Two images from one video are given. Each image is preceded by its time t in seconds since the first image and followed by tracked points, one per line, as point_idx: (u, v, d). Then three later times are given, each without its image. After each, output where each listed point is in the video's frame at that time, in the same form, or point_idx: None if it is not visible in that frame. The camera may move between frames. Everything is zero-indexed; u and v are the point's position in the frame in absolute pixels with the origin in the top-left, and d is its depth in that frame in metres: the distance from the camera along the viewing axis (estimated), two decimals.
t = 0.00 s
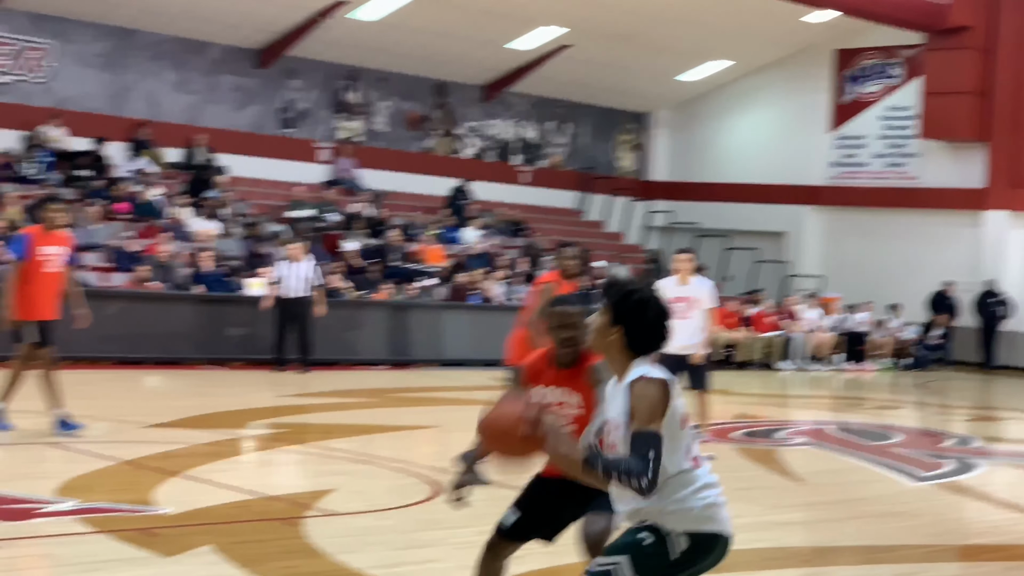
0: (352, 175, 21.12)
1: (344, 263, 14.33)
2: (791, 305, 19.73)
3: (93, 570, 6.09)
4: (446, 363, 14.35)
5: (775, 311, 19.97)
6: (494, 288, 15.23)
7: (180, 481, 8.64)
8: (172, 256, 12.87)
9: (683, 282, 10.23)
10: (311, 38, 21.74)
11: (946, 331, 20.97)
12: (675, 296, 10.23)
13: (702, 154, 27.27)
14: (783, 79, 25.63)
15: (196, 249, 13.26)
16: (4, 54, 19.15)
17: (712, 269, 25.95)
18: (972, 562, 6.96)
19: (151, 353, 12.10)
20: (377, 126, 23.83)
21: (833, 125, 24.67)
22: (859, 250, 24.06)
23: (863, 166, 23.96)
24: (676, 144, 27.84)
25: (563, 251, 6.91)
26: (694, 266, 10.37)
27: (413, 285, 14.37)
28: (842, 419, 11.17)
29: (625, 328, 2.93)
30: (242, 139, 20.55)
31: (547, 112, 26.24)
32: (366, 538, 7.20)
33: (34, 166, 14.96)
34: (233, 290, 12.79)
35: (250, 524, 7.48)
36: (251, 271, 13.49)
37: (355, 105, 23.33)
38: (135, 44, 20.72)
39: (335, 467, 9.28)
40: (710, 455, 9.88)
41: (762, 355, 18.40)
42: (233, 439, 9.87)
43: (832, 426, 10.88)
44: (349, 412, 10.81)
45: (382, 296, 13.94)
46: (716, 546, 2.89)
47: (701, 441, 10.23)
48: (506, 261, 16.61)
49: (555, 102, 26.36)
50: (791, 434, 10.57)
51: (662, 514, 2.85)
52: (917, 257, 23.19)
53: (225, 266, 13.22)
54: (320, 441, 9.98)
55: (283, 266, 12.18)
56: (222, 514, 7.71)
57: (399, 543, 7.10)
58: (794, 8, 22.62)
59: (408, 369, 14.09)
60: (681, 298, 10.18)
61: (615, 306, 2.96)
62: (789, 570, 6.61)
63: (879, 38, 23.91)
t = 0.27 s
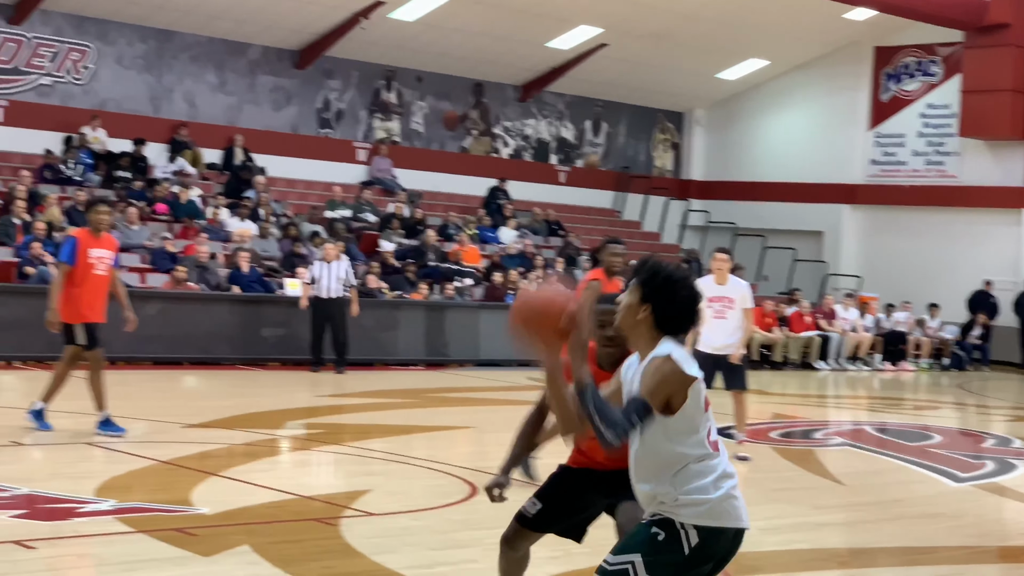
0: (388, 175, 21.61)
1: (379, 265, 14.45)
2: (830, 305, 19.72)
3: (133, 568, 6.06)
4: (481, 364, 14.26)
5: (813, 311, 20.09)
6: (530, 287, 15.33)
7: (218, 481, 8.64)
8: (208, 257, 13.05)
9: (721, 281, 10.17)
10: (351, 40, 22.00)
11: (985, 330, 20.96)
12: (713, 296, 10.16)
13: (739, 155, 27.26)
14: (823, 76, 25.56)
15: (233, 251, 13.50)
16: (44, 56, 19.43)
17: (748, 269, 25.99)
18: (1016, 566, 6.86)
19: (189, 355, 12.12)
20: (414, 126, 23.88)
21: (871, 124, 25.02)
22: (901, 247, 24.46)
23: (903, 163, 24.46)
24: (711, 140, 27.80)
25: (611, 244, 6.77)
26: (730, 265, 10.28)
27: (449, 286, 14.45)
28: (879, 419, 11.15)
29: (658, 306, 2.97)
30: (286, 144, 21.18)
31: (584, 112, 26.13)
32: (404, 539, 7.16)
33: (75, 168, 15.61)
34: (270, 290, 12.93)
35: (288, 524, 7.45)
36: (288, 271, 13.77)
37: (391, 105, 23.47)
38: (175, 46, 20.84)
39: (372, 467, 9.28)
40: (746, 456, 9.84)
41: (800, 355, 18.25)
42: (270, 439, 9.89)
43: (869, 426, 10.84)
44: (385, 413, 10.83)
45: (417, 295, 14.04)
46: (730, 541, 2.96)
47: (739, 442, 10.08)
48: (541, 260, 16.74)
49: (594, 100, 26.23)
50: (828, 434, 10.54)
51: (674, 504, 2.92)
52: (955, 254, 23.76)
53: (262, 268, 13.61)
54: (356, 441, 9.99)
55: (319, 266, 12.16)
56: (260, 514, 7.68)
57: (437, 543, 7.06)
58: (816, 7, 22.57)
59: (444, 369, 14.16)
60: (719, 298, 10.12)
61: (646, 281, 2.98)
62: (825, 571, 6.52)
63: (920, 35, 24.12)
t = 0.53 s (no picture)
0: (421, 175, 21.78)
1: (413, 264, 15.03)
2: (864, 303, 19.97)
3: (169, 567, 5.90)
4: (514, 362, 14.77)
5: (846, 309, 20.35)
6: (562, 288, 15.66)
7: (251, 479, 8.56)
8: (242, 256, 13.41)
9: (756, 280, 10.14)
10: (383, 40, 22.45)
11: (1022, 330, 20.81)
12: (746, 295, 10.16)
13: (773, 151, 27.83)
14: (858, 74, 26.01)
15: (266, 252, 13.87)
16: (77, 56, 19.89)
17: (782, 267, 26.29)
18: None
19: (221, 353, 12.39)
20: (446, 126, 24.17)
21: (906, 122, 25.37)
22: (935, 244, 24.82)
23: (937, 162, 24.82)
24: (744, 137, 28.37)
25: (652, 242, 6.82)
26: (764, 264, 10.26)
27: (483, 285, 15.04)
28: (914, 419, 11.12)
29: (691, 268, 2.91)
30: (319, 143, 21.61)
31: (617, 111, 26.53)
32: (437, 538, 7.05)
33: (106, 168, 16.46)
34: (303, 290, 13.22)
35: (323, 523, 7.33)
36: (321, 270, 14.16)
37: (423, 105, 23.78)
38: (208, 46, 21.23)
39: (405, 465, 9.24)
40: (780, 455, 9.80)
41: (834, 354, 18.64)
42: (303, 438, 9.86)
43: (904, 425, 10.83)
44: (417, 412, 10.83)
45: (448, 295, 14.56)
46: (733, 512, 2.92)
47: (774, 442, 10.06)
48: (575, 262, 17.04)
49: (626, 101, 26.64)
50: (863, 433, 10.52)
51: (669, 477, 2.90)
52: (978, 247, 24.37)
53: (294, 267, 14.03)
54: (388, 440, 9.97)
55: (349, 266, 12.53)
56: (294, 513, 7.56)
57: (471, 542, 6.96)
58: None
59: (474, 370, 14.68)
60: (753, 297, 10.12)
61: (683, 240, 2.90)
62: (862, 571, 6.36)
63: (954, 33, 24.51)
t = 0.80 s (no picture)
0: (450, 175, 22.75)
1: (442, 265, 15.20)
2: (896, 304, 20.01)
3: (202, 567, 5.85)
4: (545, 363, 14.77)
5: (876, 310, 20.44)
6: (593, 289, 15.79)
7: (283, 480, 8.57)
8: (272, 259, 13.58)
9: (786, 281, 10.14)
10: (413, 42, 22.48)
11: None
12: (775, 296, 10.12)
13: (802, 151, 27.82)
14: (889, 73, 25.89)
15: (295, 253, 14.23)
16: (110, 60, 20.01)
17: (810, 268, 26.64)
18: None
19: (252, 355, 12.48)
20: (475, 127, 24.30)
21: (937, 121, 25.27)
22: (965, 247, 24.94)
23: (969, 161, 24.79)
24: (775, 134, 28.35)
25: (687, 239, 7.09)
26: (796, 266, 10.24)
27: (511, 286, 15.11)
28: (946, 420, 11.07)
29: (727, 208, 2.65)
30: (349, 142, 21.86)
31: (646, 112, 26.44)
32: (467, 539, 6.97)
33: (139, 170, 16.63)
34: (332, 291, 13.32)
35: (354, 524, 7.30)
36: (352, 271, 14.34)
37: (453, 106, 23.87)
38: (239, 49, 21.33)
39: (434, 466, 9.22)
40: (810, 457, 9.78)
41: (864, 355, 18.38)
42: (333, 439, 9.87)
43: (936, 427, 10.77)
44: (447, 413, 10.84)
45: (477, 295, 14.77)
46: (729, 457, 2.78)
47: (804, 443, 10.02)
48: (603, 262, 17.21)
49: (655, 101, 26.55)
50: (894, 435, 10.49)
51: (658, 424, 2.73)
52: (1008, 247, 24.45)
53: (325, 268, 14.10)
54: (418, 441, 9.97)
55: (379, 268, 12.62)
56: (325, 514, 7.54)
57: (501, 543, 6.89)
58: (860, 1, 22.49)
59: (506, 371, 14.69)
60: (782, 298, 10.07)
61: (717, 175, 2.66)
62: (893, 572, 6.23)
63: (985, 32, 24.33)
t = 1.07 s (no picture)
0: (474, 179, 22.02)
1: (466, 268, 15.33)
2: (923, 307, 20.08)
3: (227, 571, 5.77)
4: (568, 365, 15.00)
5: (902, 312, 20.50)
6: (618, 292, 16.01)
7: (308, 484, 8.53)
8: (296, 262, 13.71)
9: (811, 283, 10.06)
10: (437, 44, 22.53)
11: None
12: (801, 297, 10.05)
13: (829, 154, 27.75)
14: (914, 74, 25.84)
15: (320, 256, 14.31)
16: (136, 63, 20.02)
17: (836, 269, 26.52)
18: None
19: (276, 357, 12.56)
20: (499, 129, 24.41)
21: (963, 123, 25.19)
22: (991, 250, 24.89)
23: (996, 163, 24.78)
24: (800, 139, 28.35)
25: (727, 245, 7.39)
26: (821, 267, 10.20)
27: (536, 288, 15.32)
28: (972, 423, 11.03)
29: (750, 170, 2.88)
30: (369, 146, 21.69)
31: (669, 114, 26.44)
32: (492, 541, 6.87)
33: (164, 174, 16.70)
34: (358, 293, 13.49)
35: (379, 527, 7.20)
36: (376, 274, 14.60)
37: (477, 108, 23.89)
38: (264, 52, 21.37)
39: (457, 470, 9.17)
40: (835, 459, 9.73)
41: (891, 358, 18.77)
42: (358, 442, 9.85)
43: (962, 430, 10.73)
44: (470, 416, 10.82)
45: (503, 298, 14.87)
46: (721, 417, 2.94)
47: (829, 445, 9.92)
48: (628, 264, 17.37)
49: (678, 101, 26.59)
50: (919, 437, 10.45)
51: (651, 371, 2.94)
52: None
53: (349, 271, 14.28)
54: (442, 444, 9.94)
55: (402, 270, 12.74)
56: (349, 518, 7.44)
57: (525, 546, 6.79)
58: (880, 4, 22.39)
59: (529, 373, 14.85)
60: (807, 299, 10.01)
61: (744, 138, 2.91)
62: None
63: (1011, 33, 24.33)
